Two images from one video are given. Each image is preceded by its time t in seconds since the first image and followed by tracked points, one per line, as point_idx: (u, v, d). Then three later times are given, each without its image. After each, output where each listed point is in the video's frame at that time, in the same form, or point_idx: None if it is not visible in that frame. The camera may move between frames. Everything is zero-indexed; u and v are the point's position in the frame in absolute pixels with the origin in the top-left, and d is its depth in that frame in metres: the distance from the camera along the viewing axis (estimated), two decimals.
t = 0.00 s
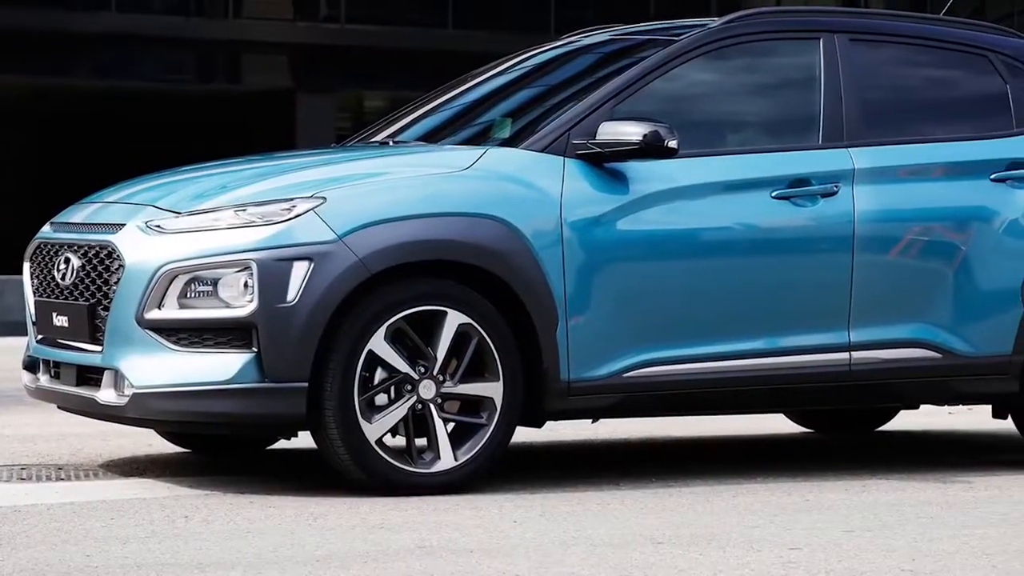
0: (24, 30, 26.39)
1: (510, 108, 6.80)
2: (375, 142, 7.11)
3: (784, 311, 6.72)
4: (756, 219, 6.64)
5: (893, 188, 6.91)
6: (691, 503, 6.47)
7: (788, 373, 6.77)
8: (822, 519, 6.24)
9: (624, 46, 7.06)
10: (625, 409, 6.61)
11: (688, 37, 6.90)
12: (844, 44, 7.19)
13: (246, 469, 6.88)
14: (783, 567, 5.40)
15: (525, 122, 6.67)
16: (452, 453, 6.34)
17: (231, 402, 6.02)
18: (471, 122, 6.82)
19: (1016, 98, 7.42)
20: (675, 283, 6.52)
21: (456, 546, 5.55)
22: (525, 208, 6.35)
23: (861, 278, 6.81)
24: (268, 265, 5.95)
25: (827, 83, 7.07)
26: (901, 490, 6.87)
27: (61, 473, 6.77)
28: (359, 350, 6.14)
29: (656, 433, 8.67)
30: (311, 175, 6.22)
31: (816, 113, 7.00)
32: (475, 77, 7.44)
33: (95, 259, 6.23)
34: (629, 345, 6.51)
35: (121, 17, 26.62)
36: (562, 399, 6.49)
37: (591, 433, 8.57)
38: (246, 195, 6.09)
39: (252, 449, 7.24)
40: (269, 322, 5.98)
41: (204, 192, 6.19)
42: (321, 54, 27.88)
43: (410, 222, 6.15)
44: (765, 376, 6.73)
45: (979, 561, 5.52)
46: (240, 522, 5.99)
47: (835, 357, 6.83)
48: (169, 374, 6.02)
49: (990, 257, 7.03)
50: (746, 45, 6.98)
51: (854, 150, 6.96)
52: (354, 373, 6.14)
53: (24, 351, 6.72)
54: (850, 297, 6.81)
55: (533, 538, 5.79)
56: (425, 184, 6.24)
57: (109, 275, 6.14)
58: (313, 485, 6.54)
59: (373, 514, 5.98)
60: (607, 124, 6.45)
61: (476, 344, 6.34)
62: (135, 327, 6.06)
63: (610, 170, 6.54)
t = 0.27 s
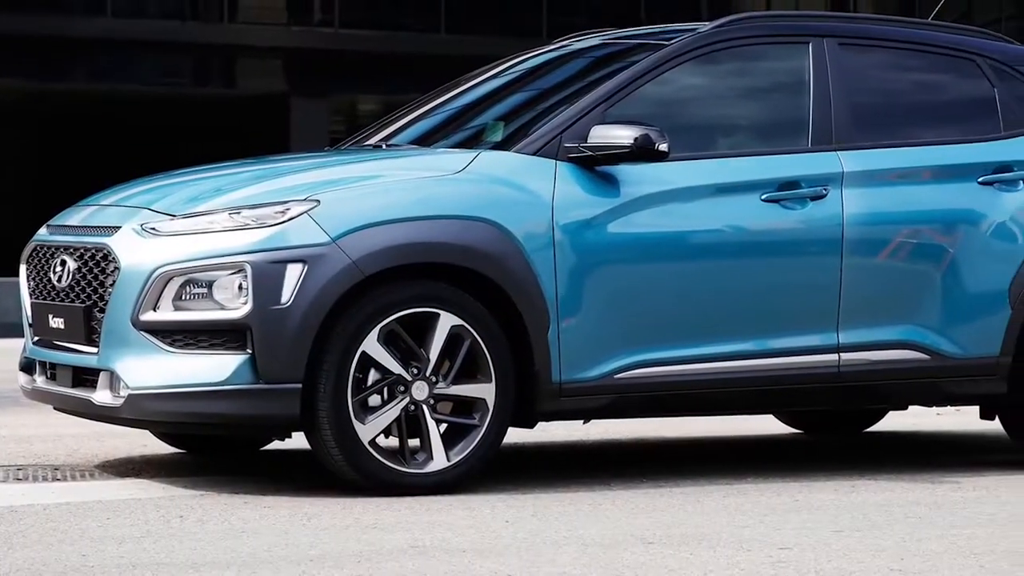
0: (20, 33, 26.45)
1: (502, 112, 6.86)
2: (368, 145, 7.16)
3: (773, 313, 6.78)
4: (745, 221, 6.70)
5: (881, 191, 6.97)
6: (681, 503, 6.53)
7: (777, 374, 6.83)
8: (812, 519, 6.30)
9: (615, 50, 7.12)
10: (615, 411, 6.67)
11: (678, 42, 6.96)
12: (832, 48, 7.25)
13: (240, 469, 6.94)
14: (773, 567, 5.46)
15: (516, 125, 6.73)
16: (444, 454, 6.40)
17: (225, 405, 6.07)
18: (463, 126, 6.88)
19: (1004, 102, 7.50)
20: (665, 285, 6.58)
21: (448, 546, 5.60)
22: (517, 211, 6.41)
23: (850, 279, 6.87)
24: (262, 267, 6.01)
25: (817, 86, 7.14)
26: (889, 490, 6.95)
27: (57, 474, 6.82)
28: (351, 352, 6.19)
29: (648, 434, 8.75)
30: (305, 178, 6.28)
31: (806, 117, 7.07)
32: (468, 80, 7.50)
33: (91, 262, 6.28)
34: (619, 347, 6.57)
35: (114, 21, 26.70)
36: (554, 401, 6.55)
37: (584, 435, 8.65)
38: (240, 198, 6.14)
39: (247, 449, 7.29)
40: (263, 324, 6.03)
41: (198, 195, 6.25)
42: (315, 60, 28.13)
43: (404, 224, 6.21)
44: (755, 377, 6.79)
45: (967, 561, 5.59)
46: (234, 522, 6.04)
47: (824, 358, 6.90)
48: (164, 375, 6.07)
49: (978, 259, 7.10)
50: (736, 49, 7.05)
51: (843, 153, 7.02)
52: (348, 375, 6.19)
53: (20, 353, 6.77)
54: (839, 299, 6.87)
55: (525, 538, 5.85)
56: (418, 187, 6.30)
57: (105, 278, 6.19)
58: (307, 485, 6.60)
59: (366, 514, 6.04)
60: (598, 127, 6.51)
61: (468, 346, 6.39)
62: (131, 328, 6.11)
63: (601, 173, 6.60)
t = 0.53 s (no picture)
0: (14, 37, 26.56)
1: (494, 115, 6.93)
2: (361, 149, 7.22)
3: (763, 315, 6.85)
4: (735, 224, 6.77)
5: (870, 194, 7.04)
6: (672, 503, 6.60)
7: (767, 376, 6.89)
8: (802, 520, 6.36)
9: (607, 54, 7.19)
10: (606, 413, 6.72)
11: (668, 47, 7.03)
12: (821, 52, 7.33)
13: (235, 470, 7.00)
14: (763, 566, 5.52)
15: (508, 129, 6.79)
16: (437, 455, 6.46)
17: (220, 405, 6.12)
18: (456, 129, 6.95)
19: (991, 105, 7.58)
20: (656, 287, 6.65)
21: (441, 546, 5.65)
22: (509, 213, 6.47)
23: (838, 281, 6.94)
24: (256, 269, 6.06)
25: (806, 90, 7.20)
26: (877, 490, 7.02)
27: (54, 474, 6.88)
28: (345, 354, 6.25)
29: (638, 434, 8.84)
30: (299, 181, 6.34)
31: (795, 120, 7.13)
32: (461, 84, 7.56)
33: (87, 264, 6.33)
34: (610, 348, 6.63)
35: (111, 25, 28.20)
36: (545, 402, 6.60)
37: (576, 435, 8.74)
38: (235, 201, 6.20)
39: (241, 451, 7.35)
40: (257, 326, 6.08)
41: (194, 198, 6.30)
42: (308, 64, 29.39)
43: (397, 227, 6.27)
44: (744, 378, 6.85)
45: (955, 560, 5.66)
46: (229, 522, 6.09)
47: (813, 360, 6.96)
48: (160, 377, 6.13)
49: (965, 262, 7.18)
50: (726, 53, 7.11)
51: (832, 157, 7.09)
52: (341, 377, 6.25)
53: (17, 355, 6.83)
54: (827, 301, 6.94)
55: (518, 538, 5.90)
56: (411, 189, 6.36)
57: (100, 280, 6.25)
58: (301, 486, 6.66)
59: (359, 514, 6.09)
60: (590, 131, 6.57)
61: (461, 347, 6.45)
62: (126, 330, 6.17)
63: (592, 176, 6.66)
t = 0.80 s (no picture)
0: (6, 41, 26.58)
1: (486, 119, 6.99)
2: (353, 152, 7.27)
3: (753, 317, 6.91)
4: (725, 227, 6.83)
5: (859, 197, 7.10)
6: (662, 503, 6.66)
7: (757, 377, 6.96)
8: (791, 520, 6.43)
9: (598, 59, 7.25)
10: (597, 414, 6.79)
11: (659, 51, 7.09)
12: (810, 57, 7.39)
13: (229, 471, 7.05)
14: (752, 565, 5.58)
15: (500, 132, 6.85)
16: (430, 455, 6.52)
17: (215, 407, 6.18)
18: (448, 133, 7.01)
19: (979, 110, 7.66)
20: (647, 290, 6.71)
21: (434, 547, 5.71)
22: (501, 216, 6.53)
23: (828, 284, 7.01)
24: (250, 272, 6.12)
25: (795, 94, 7.27)
26: (866, 491, 7.09)
27: (50, 475, 6.94)
28: (339, 356, 6.31)
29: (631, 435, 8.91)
30: (294, 184, 6.39)
31: (785, 123, 7.20)
32: (453, 88, 7.62)
33: (83, 266, 6.38)
34: (601, 350, 6.69)
35: (105, 31, 28.33)
36: (537, 403, 6.66)
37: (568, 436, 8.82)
38: (229, 204, 6.26)
39: (236, 451, 7.41)
40: (251, 328, 6.14)
41: (189, 201, 6.36)
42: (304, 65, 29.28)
43: (390, 230, 6.33)
44: (735, 380, 6.91)
45: (943, 559, 5.73)
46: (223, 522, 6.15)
47: (803, 362, 7.03)
48: (155, 378, 6.18)
49: (953, 264, 7.25)
50: (716, 58, 7.18)
51: (822, 160, 7.15)
52: (335, 378, 6.31)
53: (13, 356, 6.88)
54: (817, 304, 7.01)
55: (510, 537, 5.96)
56: (404, 193, 6.42)
57: (96, 282, 6.30)
58: (296, 486, 6.72)
59: (353, 514, 6.15)
60: (581, 134, 6.63)
61: (453, 349, 6.51)
62: (122, 332, 6.22)
63: (584, 179, 6.72)
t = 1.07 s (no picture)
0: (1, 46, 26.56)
1: (478, 123, 7.05)
2: (346, 156, 7.34)
3: (743, 319, 6.98)
4: (715, 230, 6.90)
5: (847, 200, 7.17)
6: (653, 503, 6.73)
7: (747, 378, 7.02)
8: (781, 519, 6.50)
9: (589, 63, 7.32)
10: (589, 415, 6.85)
11: (649, 55, 7.16)
12: (799, 61, 7.46)
13: (223, 471, 7.11)
14: (743, 565, 5.64)
15: (492, 136, 6.91)
16: (422, 456, 6.58)
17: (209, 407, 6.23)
18: (441, 137, 7.07)
19: (965, 113, 7.74)
20: (638, 292, 6.77)
21: (426, 546, 5.76)
22: (493, 219, 6.59)
23: (817, 286, 7.08)
24: (244, 274, 6.18)
25: (784, 98, 7.34)
26: (854, 491, 7.16)
27: (45, 475, 6.99)
28: (332, 358, 6.36)
29: (624, 437, 8.96)
30: (287, 187, 6.45)
31: (774, 127, 7.27)
32: (445, 92, 7.69)
33: (79, 268, 6.44)
34: (592, 352, 6.76)
35: (102, 35, 26.82)
36: (529, 404, 6.73)
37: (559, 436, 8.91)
38: (223, 207, 6.31)
39: (230, 452, 7.47)
40: (245, 330, 6.19)
41: (184, 204, 6.41)
42: (297, 69, 27.95)
43: (384, 232, 6.39)
44: (725, 381, 6.98)
45: (931, 559, 5.80)
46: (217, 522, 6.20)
47: (792, 363, 7.09)
48: (150, 379, 6.23)
49: (941, 266, 7.33)
50: (706, 62, 7.25)
51: (811, 163, 7.22)
52: (329, 379, 6.36)
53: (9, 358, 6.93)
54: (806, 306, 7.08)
55: (501, 537, 6.02)
56: (396, 196, 6.48)
57: (92, 284, 6.36)
58: (289, 487, 6.78)
59: (346, 514, 6.21)
60: (572, 137, 6.69)
61: (446, 351, 6.58)
62: (117, 333, 6.28)
63: (575, 182, 6.78)
